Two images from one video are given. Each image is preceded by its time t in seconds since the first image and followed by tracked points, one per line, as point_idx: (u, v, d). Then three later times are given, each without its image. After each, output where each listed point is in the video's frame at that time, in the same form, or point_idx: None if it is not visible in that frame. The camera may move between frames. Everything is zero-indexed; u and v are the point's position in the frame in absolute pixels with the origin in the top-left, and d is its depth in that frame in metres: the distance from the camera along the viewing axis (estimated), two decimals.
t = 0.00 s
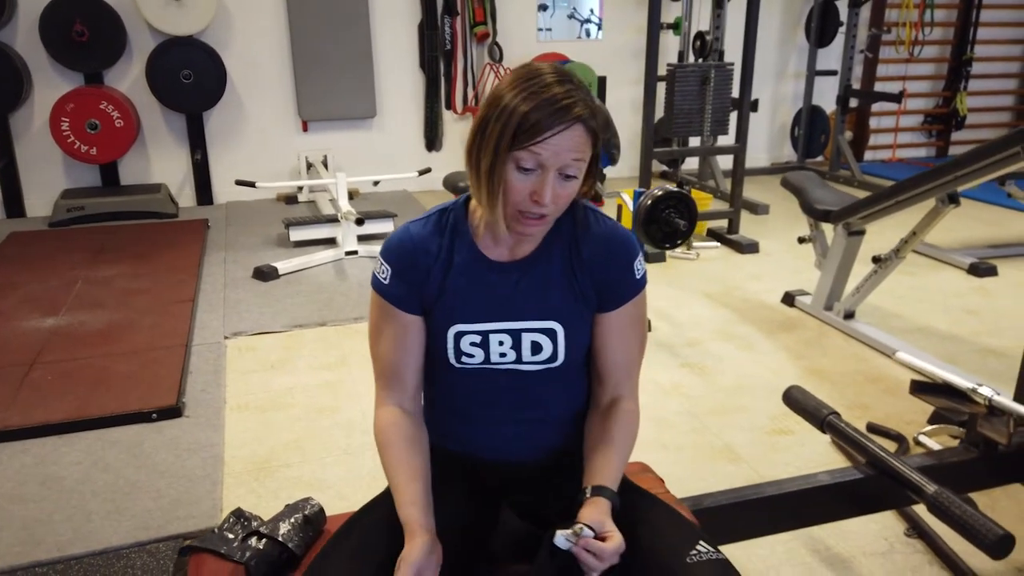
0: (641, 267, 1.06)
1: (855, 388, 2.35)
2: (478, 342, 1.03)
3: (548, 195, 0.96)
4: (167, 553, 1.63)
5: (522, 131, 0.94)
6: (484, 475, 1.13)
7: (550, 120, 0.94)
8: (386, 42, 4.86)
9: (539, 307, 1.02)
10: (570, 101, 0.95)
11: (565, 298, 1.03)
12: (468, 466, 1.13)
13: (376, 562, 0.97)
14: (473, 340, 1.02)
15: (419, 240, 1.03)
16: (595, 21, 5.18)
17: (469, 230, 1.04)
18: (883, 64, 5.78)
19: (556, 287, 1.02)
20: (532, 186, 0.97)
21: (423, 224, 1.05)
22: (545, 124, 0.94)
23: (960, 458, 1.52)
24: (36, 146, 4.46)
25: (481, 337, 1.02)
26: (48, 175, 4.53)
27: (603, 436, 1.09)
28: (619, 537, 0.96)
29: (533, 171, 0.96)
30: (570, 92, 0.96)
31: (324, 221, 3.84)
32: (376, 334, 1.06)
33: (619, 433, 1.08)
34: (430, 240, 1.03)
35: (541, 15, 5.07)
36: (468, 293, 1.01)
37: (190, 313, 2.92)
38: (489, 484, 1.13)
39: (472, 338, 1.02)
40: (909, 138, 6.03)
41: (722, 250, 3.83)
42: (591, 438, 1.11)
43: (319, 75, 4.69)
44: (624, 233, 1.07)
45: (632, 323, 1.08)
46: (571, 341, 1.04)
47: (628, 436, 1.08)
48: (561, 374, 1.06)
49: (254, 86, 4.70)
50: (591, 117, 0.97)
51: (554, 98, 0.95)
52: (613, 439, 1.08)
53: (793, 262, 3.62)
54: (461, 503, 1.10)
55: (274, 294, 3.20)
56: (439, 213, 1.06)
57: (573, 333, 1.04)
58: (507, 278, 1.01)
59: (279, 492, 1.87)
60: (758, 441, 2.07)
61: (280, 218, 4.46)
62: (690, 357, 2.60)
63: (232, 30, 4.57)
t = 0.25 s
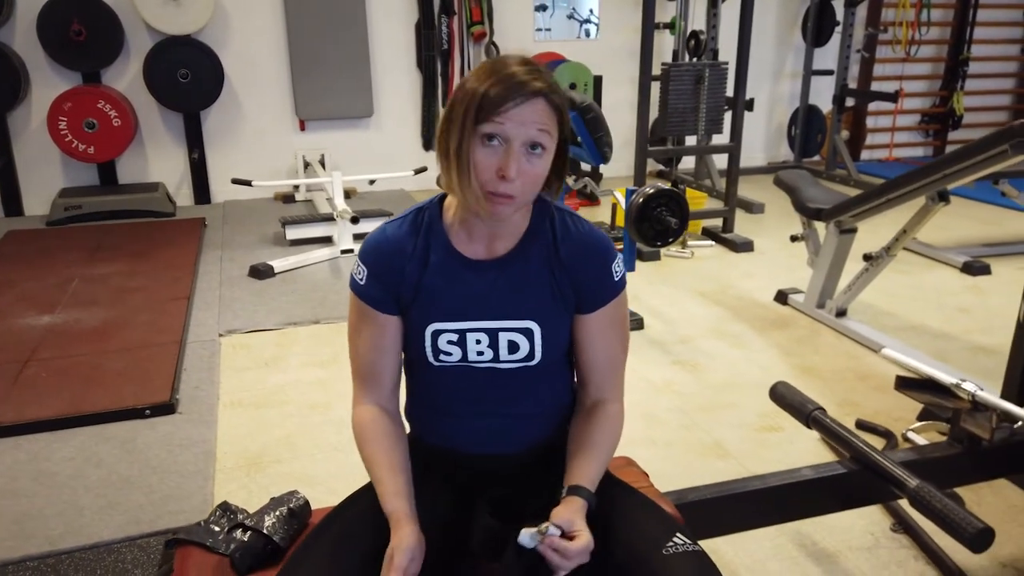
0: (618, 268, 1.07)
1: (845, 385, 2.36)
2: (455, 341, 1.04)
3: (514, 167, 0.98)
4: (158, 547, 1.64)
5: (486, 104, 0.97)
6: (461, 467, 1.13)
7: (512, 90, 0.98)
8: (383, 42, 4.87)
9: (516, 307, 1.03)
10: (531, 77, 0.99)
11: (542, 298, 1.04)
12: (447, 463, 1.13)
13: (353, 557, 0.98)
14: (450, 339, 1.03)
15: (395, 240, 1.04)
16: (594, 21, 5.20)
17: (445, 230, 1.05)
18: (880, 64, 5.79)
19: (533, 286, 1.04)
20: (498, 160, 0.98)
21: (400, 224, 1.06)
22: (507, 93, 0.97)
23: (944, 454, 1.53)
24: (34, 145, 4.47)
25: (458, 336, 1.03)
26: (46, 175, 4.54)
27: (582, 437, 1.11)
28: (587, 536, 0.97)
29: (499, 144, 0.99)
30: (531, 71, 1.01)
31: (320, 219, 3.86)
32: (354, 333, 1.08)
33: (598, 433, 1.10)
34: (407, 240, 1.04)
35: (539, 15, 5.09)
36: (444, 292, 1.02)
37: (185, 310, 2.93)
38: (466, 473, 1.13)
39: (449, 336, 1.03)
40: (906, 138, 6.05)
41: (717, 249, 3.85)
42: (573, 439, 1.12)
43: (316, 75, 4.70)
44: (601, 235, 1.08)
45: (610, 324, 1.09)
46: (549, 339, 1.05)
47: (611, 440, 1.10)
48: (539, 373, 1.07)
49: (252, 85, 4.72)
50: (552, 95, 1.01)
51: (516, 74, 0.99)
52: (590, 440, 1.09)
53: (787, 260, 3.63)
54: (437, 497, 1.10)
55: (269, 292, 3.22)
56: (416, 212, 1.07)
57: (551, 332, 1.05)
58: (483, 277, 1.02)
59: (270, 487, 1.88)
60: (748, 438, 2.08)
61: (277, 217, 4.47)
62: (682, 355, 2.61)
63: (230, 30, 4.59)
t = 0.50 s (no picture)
0: (609, 270, 1.09)
1: (839, 385, 2.37)
2: (448, 341, 1.05)
3: (494, 148, 1.01)
4: (155, 545, 1.66)
5: (463, 89, 1.01)
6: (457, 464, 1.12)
7: (487, 74, 1.02)
8: (383, 43, 4.89)
9: (507, 307, 1.04)
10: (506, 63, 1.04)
11: (533, 298, 1.05)
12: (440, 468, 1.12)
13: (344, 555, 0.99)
14: (443, 340, 1.05)
15: (387, 244, 1.06)
16: (594, 21, 5.21)
17: (435, 232, 1.08)
18: (878, 65, 5.80)
19: (524, 286, 1.05)
20: (478, 142, 1.01)
21: (391, 229, 1.08)
22: (483, 77, 1.01)
23: (934, 453, 1.54)
24: (35, 146, 4.49)
25: (451, 337, 1.04)
26: (47, 175, 4.56)
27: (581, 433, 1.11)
28: (584, 510, 0.97)
29: (479, 127, 1.02)
30: (507, 60, 1.05)
31: (319, 220, 3.87)
32: (338, 334, 1.10)
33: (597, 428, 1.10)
34: (398, 245, 1.06)
35: (539, 16, 5.10)
36: (435, 293, 1.04)
37: (184, 310, 2.95)
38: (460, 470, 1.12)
39: (442, 337, 1.05)
40: (904, 138, 6.06)
41: (714, 249, 3.86)
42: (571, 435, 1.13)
43: (316, 75, 4.72)
44: (590, 238, 1.10)
45: (602, 324, 1.10)
46: (541, 340, 1.07)
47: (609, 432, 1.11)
48: (531, 374, 1.08)
49: (253, 86, 4.74)
50: (528, 79, 1.04)
51: (492, 61, 1.03)
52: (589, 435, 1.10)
53: (784, 261, 3.64)
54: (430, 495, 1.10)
55: (268, 292, 3.23)
56: (407, 217, 1.09)
57: (543, 333, 1.06)
58: (474, 278, 1.04)
59: (267, 486, 1.90)
60: (742, 438, 2.10)
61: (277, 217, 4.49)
62: (678, 355, 2.62)
63: (229, 31, 4.60)
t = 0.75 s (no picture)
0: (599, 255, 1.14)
1: (838, 384, 2.38)
2: (444, 326, 1.06)
3: (479, 140, 1.03)
4: (156, 541, 1.67)
5: (448, 84, 1.04)
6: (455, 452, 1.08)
7: (471, 69, 1.04)
8: (384, 44, 4.90)
9: (501, 291, 1.06)
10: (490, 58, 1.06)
11: (527, 281, 1.07)
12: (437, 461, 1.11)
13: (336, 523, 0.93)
14: (440, 324, 1.05)
15: (380, 232, 1.08)
16: (595, 22, 5.22)
17: (427, 221, 1.09)
18: (879, 65, 5.81)
19: (518, 270, 1.07)
20: (463, 136, 1.04)
21: (384, 219, 1.10)
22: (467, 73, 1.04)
23: (931, 451, 1.55)
24: (37, 146, 4.50)
25: (448, 321, 1.05)
26: (49, 175, 4.57)
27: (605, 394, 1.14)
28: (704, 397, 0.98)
29: (465, 121, 1.04)
30: (491, 55, 1.08)
31: (320, 219, 3.88)
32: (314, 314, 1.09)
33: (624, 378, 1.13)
34: (391, 232, 1.08)
35: (540, 17, 5.11)
36: (429, 278, 1.06)
37: (185, 309, 2.96)
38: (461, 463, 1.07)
39: (438, 322, 1.05)
40: (905, 139, 6.06)
41: (714, 249, 3.87)
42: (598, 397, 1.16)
43: (317, 76, 4.73)
44: (579, 226, 1.14)
45: (594, 304, 1.15)
46: (535, 324, 1.08)
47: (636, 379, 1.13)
48: (527, 361, 1.09)
49: (254, 86, 4.75)
50: (511, 73, 1.07)
51: (476, 56, 1.06)
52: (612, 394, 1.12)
53: (784, 261, 3.65)
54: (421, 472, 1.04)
55: (269, 292, 3.24)
56: (399, 208, 1.11)
57: (537, 318, 1.08)
58: (468, 262, 1.06)
59: (267, 484, 1.91)
60: (740, 436, 2.10)
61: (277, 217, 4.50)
62: (677, 354, 2.63)
63: (231, 31, 4.62)
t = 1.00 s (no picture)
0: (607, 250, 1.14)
1: (838, 384, 2.39)
2: (451, 327, 1.06)
3: (482, 122, 1.03)
4: (157, 539, 1.67)
5: (453, 70, 1.05)
6: (456, 454, 1.12)
7: (475, 55, 1.05)
8: (384, 43, 4.90)
9: (510, 291, 1.06)
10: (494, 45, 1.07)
11: (535, 280, 1.08)
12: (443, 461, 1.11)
13: (335, 514, 1.00)
14: (447, 325, 1.05)
15: (386, 233, 1.07)
16: (596, 21, 5.22)
17: (435, 220, 1.09)
18: (879, 66, 5.81)
19: (527, 268, 1.07)
20: (467, 119, 1.04)
21: (391, 219, 1.09)
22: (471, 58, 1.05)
23: (931, 451, 1.56)
24: (38, 145, 4.51)
25: (455, 322, 1.05)
26: (49, 174, 4.58)
27: (642, 420, 1.12)
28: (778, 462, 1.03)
29: (469, 106, 1.04)
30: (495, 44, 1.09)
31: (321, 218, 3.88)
32: (329, 331, 1.04)
33: (665, 404, 1.11)
34: (398, 233, 1.07)
35: (541, 16, 5.11)
36: (438, 279, 1.05)
37: (186, 308, 2.96)
38: (457, 457, 1.12)
39: (446, 323, 1.05)
40: (906, 139, 6.06)
41: (714, 249, 3.87)
42: (632, 419, 1.14)
43: (318, 75, 4.73)
44: (586, 219, 1.14)
45: (608, 304, 1.14)
46: (542, 322, 1.08)
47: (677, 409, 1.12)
48: (533, 359, 1.10)
49: (255, 85, 4.75)
50: (515, 59, 1.07)
51: (480, 44, 1.07)
52: (653, 424, 1.11)
53: (784, 261, 3.65)
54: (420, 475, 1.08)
55: (270, 291, 3.25)
56: (405, 207, 1.11)
57: (544, 315, 1.08)
58: (477, 262, 1.06)
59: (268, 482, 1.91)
60: (740, 436, 2.11)
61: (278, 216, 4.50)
62: (677, 354, 2.63)
63: (232, 30, 4.62)
